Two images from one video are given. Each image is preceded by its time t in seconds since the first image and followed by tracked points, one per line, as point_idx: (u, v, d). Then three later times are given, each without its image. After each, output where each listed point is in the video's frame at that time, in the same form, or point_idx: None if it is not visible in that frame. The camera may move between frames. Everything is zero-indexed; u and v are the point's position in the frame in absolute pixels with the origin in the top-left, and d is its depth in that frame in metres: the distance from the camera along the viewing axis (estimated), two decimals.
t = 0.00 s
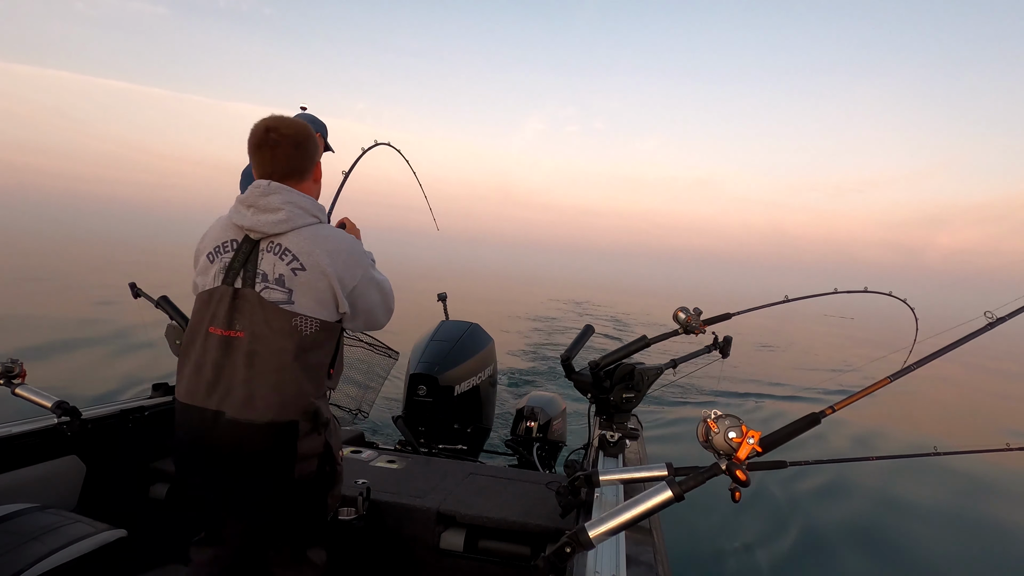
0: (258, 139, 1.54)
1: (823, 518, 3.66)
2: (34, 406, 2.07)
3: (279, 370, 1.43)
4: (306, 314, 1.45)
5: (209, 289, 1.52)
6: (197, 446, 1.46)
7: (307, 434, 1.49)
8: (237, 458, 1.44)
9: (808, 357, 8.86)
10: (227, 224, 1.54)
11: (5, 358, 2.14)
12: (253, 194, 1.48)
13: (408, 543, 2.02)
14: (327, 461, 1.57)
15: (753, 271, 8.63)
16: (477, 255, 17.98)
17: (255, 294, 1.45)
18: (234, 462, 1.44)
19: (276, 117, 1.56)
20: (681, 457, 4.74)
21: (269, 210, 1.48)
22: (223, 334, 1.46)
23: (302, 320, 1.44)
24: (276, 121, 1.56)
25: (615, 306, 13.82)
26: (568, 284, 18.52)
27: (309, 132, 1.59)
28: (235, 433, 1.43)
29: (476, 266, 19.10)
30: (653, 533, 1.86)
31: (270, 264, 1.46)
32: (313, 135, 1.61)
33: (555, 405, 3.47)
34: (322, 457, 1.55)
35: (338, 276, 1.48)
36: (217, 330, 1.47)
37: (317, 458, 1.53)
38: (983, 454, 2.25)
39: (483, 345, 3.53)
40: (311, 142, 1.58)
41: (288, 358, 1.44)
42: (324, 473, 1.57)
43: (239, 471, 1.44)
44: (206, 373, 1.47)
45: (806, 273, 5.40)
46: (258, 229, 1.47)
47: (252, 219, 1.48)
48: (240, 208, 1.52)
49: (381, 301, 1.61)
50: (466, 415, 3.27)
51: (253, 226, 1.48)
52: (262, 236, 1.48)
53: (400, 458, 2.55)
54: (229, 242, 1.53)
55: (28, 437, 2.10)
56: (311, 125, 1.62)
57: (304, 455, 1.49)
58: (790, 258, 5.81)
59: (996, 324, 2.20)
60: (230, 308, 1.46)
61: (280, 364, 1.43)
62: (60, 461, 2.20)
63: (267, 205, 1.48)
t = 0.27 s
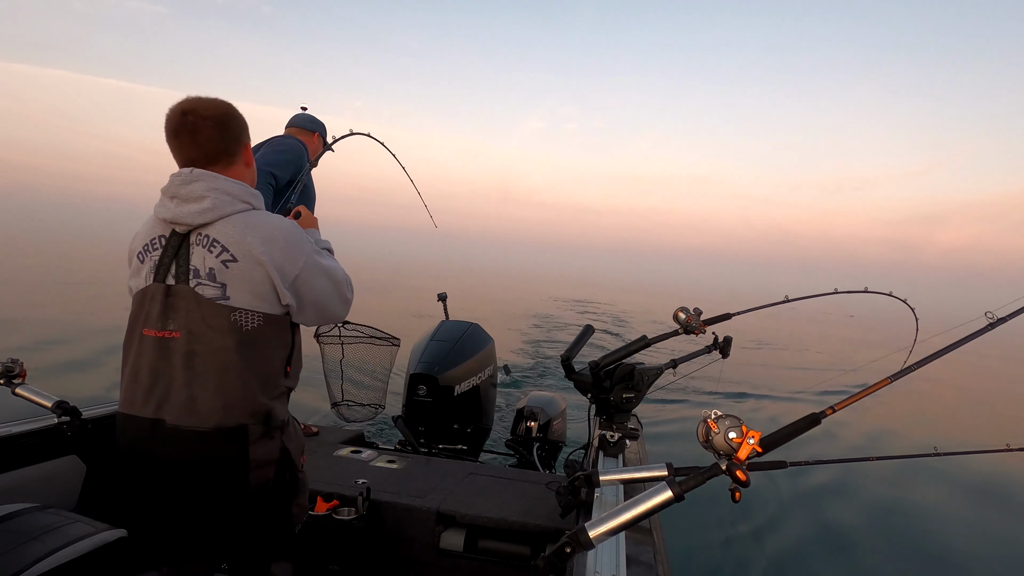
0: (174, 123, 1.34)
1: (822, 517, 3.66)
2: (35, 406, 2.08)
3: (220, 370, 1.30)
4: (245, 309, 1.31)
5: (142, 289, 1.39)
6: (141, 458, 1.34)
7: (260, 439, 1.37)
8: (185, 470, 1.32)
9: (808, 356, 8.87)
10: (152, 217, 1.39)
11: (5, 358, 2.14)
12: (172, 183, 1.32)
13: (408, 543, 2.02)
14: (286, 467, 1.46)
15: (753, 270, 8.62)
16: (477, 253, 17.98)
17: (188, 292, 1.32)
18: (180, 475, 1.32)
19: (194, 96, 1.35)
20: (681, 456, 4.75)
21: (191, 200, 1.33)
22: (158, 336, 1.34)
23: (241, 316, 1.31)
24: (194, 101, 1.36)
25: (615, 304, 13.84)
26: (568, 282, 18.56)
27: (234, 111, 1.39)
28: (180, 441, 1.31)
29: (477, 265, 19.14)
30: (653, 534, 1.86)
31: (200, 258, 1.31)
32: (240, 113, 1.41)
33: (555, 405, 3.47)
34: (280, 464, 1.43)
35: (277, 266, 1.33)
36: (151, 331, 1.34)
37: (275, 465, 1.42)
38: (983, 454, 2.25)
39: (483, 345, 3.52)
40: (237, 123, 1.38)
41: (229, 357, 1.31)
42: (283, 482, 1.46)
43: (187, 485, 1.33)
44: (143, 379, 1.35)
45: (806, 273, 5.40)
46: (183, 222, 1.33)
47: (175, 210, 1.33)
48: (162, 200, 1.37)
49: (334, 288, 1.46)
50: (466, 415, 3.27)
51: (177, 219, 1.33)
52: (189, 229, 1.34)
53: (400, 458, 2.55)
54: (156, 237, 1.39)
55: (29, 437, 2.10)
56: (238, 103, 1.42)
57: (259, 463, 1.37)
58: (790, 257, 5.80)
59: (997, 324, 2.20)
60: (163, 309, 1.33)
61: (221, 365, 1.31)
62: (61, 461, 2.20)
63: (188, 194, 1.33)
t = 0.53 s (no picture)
0: (127, 107, 1.27)
1: (822, 518, 3.66)
2: (34, 406, 2.08)
3: (187, 365, 1.21)
4: (212, 299, 1.23)
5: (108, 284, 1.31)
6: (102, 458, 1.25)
7: (229, 442, 1.25)
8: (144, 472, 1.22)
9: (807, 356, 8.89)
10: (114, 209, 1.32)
11: (5, 357, 2.14)
12: (130, 170, 1.25)
13: (408, 543, 2.02)
14: (257, 478, 1.32)
15: (753, 270, 8.64)
16: (476, 253, 18.01)
17: (152, 283, 1.23)
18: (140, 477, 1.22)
19: (145, 78, 1.28)
20: (681, 456, 4.75)
21: (151, 186, 1.26)
22: (122, 331, 1.26)
23: (208, 306, 1.23)
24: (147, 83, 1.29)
25: (614, 304, 13.86)
26: (567, 282, 18.59)
27: (191, 93, 1.32)
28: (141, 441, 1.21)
29: (476, 265, 19.18)
30: (654, 533, 1.87)
31: (162, 246, 1.24)
32: (198, 95, 1.33)
33: (555, 405, 3.47)
34: (249, 473, 1.30)
35: (244, 251, 1.24)
36: (115, 326, 1.26)
37: (243, 473, 1.29)
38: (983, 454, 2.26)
39: (483, 346, 3.52)
40: (194, 105, 1.31)
41: (196, 350, 1.22)
42: (252, 494, 1.31)
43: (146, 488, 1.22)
44: (108, 377, 1.26)
45: (805, 273, 5.41)
46: (144, 210, 1.25)
47: (134, 198, 1.26)
48: (122, 190, 1.30)
49: (311, 274, 1.36)
50: (466, 416, 3.27)
51: (136, 207, 1.26)
52: (150, 218, 1.26)
53: (400, 458, 2.55)
54: (120, 230, 1.32)
55: (29, 437, 2.11)
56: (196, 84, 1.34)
57: (227, 468, 1.26)
58: (790, 257, 5.81)
59: (995, 324, 2.20)
60: (128, 302, 1.26)
61: (187, 359, 1.22)
62: (60, 461, 2.22)
63: (147, 180, 1.26)
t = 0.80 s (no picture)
0: (107, 99, 1.27)
1: (823, 518, 3.66)
2: (34, 406, 2.09)
3: (158, 367, 1.21)
4: (182, 300, 1.23)
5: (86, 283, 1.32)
6: (77, 466, 1.26)
7: (202, 449, 1.25)
8: (115, 482, 1.22)
9: (807, 356, 8.88)
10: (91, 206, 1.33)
11: (5, 357, 2.14)
12: (101, 168, 1.25)
13: (408, 543, 2.02)
14: (234, 487, 1.32)
15: (754, 271, 8.63)
16: (477, 254, 17.99)
17: (123, 284, 1.24)
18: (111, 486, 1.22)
19: (128, 69, 1.28)
20: (681, 457, 4.75)
21: (120, 184, 1.25)
22: (98, 331, 1.26)
23: (178, 307, 1.22)
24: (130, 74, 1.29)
25: (615, 305, 13.85)
26: (568, 283, 18.60)
27: (173, 85, 1.31)
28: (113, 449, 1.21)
29: (477, 265, 19.18)
30: (654, 534, 1.87)
31: (133, 246, 1.24)
32: (181, 88, 1.32)
33: (555, 405, 3.47)
34: (224, 482, 1.29)
35: (212, 250, 1.23)
36: (91, 326, 1.27)
37: (219, 482, 1.28)
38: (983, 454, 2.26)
39: (483, 345, 3.52)
40: (173, 97, 1.30)
41: (169, 353, 1.22)
42: (228, 503, 1.31)
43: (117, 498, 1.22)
44: (86, 377, 1.27)
45: (806, 273, 5.41)
46: (114, 209, 1.25)
47: (105, 195, 1.26)
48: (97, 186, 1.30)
49: (292, 274, 1.34)
50: (466, 416, 3.27)
51: (106, 205, 1.25)
52: (121, 217, 1.26)
53: (400, 458, 2.55)
54: (97, 229, 1.32)
55: (29, 437, 2.16)
56: (181, 77, 1.34)
57: (201, 476, 1.26)
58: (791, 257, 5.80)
59: (995, 324, 2.20)
60: (100, 301, 1.26)
61: (158, 362, 1.22)
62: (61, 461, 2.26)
63: (117, 178, 1.25)
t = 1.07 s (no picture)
0: (119, 94, 1.29)
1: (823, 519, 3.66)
2: (34, 406, 2.08)
3: (140, 364, 1.22)
4: (164, 302, 1.22)
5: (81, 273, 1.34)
6: (60, 458, 1.26)
7: (181, 443, 1.25)
8: (97, 476, 1.22)
9: (808, 358, 8.88)
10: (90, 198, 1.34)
11: (5, 357, 2.14)
12: (103, 164, 1.27)
13: (408, 542, 2.02)
14: (216, 481, 1.31)
15: (754, 273, 8.63)
16: (477, 256, 17.99)
17: (109, 280, 1.24)
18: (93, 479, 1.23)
19: (146, 66, 1.30)
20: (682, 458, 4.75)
21: (115, 182, 1.26)
22: (88, 322, 1.27)
23: (160, 309, 1.22)
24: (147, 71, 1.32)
25: (615, 307, 13.85)
26: (568, 285, 18.60)
27: (181, 83, 1.32)
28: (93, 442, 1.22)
29: (477, 268, 19.19)
30: (653, 534, 1.86)
31: (120, 244, 1.24)
32: (190, 87, 1.33)
33: (555, 405, 3.47)
34: (207, 475, 1.29)
35: (194, 257, 1.22)
36: (82, 317, 1.28)
37: (200, 475, 1.28)
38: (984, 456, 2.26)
39: (483, 345, 3.52)
40: (178, 96, 1.31)
41: (151, 350, 1.23)
42: (211, 496, 1.31)
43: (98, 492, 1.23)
44: (74, 366, 1.28)
45: (806, 275, 5.41)
46: (106, 206, 1.26)
47: (101, 190, 1.27)
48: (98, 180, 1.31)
49: (271, 289, 1.31)
50: (466, 416, 3.27)
51: (99, 201, 1.26)
52: (113, 214, 1.26)
53: (400, 458, 2.55)
54: (94, 221, 1.33)
55: (28, 437, 2.15)
56: (194, 75, 1.34)
57: (180, 470, 1.26)
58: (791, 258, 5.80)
59: (995, 324, 2.20)
60: (89, 294, 1.27)
61: (140, 359, 1.22)
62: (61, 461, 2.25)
63: (113, 176, 1.26)
